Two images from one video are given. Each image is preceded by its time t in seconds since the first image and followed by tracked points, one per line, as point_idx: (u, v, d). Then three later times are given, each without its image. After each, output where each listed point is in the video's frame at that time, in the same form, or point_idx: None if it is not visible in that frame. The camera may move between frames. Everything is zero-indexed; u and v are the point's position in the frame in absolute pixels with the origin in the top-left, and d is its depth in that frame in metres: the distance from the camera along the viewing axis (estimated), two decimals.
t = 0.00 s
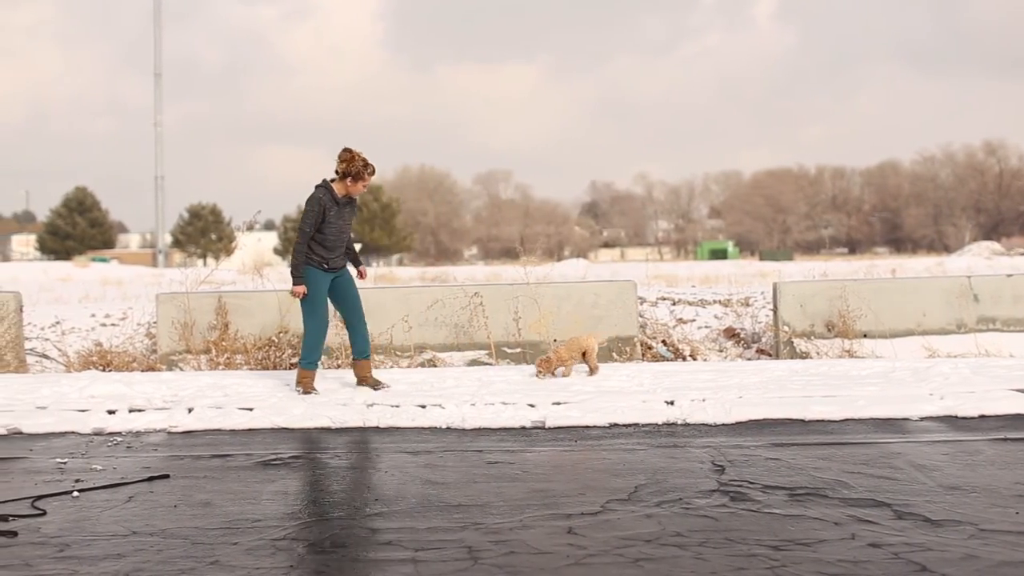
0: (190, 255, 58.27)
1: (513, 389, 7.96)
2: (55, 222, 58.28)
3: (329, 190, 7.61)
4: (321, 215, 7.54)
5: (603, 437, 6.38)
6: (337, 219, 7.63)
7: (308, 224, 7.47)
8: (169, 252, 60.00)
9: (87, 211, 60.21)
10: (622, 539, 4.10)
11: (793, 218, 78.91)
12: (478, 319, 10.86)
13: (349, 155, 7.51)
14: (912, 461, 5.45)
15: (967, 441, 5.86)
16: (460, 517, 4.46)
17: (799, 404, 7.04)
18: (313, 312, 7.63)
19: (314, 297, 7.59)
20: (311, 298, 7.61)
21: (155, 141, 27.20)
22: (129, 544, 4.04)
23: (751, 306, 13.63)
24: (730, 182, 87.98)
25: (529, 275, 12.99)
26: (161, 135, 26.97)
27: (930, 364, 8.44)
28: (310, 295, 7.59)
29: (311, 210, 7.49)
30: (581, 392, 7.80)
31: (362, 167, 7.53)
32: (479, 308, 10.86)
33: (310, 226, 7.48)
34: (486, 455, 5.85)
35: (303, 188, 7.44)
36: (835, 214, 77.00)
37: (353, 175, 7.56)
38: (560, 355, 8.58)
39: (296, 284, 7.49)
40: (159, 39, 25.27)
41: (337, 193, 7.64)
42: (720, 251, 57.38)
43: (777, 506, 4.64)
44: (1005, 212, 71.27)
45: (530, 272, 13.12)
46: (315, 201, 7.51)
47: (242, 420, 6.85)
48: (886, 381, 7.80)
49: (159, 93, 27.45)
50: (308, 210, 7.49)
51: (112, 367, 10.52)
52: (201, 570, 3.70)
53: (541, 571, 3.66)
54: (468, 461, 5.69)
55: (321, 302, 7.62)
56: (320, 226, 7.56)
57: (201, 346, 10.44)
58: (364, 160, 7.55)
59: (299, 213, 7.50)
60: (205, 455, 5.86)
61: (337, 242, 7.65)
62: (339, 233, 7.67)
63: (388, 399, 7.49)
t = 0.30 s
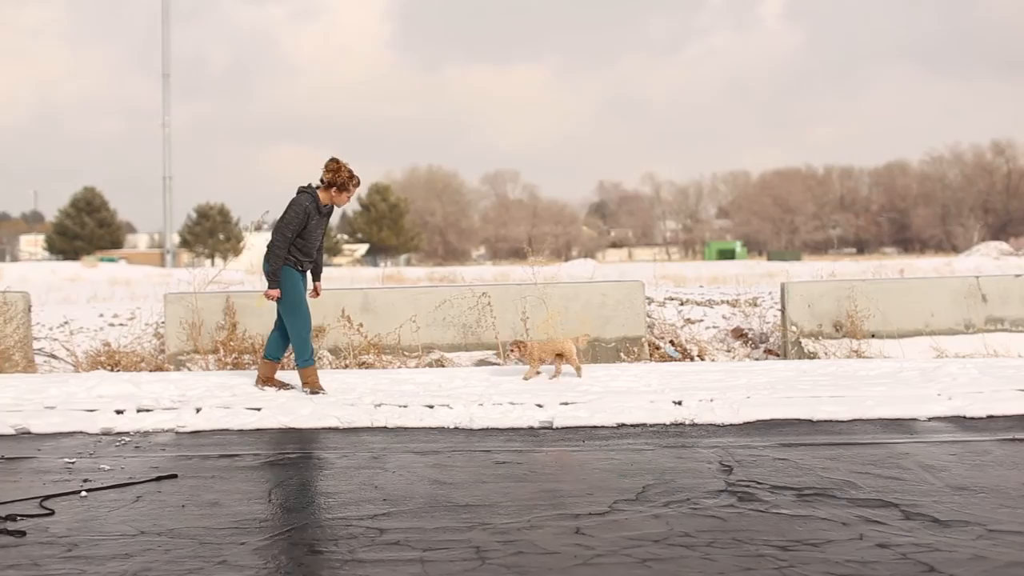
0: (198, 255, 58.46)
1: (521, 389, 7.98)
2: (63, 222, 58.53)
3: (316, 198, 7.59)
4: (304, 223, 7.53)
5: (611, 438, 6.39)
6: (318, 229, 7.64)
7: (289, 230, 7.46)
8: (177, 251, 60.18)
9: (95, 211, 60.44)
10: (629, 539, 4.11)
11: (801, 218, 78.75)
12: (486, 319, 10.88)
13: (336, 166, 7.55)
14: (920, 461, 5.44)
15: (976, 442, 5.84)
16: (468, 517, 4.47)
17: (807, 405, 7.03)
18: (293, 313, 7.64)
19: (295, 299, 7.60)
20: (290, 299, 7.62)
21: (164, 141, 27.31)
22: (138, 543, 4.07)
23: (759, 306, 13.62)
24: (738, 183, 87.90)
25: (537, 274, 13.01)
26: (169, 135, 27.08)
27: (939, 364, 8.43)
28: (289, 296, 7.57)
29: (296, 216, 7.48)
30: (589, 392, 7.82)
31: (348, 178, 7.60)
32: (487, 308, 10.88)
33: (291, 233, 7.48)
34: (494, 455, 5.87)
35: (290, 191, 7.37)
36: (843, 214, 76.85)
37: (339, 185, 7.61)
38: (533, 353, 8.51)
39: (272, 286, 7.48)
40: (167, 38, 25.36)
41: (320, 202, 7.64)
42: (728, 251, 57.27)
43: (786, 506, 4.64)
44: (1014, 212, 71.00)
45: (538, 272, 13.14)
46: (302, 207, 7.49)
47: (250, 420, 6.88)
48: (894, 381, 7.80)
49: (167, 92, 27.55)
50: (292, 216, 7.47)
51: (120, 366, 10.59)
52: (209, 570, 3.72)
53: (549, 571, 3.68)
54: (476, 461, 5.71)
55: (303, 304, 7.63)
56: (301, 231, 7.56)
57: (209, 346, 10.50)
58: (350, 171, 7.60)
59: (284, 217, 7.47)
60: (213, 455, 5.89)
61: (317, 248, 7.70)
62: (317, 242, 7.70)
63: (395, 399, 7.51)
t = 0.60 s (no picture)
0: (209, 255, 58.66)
1: (533, 389, 8.00)
2: (75, 222, 58.82)
3: (310, 207, 7.67)
4: (294, 229, 7.59)
5: (623, 437, 6.40)
6: (304, 236, 7.71)
7: (279, 231, 7.51)
8: (189, 251, 60.39)
9: (106, 211, 60.71)
10: (641, 539, 4.12)
11: (812, 218, 78.46)
12: (498, 319, 10.89)
13: (336, 181, 7.68)
14: (933, 462, 5.43)
15: (989, 442, 5.83)
16: (480, 517, 4.49)
17: (819, 405, 7.03)
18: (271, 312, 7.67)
19: (275, 298, 7.65)
20: (269, 298, 7.66)
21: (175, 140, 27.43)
22: (150, 543, 4.10)
23: (771, 306, 13.60)
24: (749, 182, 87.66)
25: (548, 274, 13.02)
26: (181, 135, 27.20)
27: (952, 364, 8.41)
28: (271, 294, 7.63)
29: (289, 220, 7.53)
30: (600, 392, 7.84)
31: (344, 196, 7.73)
32: (498, 308, 10.90)
33: (279, 234, 7.52)
34: (505, 455, 5.89)
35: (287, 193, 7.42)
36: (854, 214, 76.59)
37: (335, 201, 7.72)
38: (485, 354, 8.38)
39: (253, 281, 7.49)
40: (178, 38, 25.47)
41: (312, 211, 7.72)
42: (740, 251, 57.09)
43: (797, 507, 4.65)
44: None
45: (549, 272, 13.15)
46: (297, 211, 7.55)
47: (262, 420, 6.92)
48: (907, 381, 7.78)
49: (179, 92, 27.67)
50: (285, 219, 7.52)
51: (132, 366, 10.66)
52: (222, 569, 3.75)
53: (560, 571, 3.70)
54: (487, 461, 5.73)
55: (284, 304, 7.72)
56: (288, 235, 7.61)
57: (221, 346, 10.54)
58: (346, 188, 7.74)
59: (276, 217, 7.50)
60: (225, 455, 5.93)
61: (298, 252, 7.80)
62: (300, 248, 7.77)
63: (407, 399, 7.54)
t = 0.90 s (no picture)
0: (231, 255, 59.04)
1: (555, 389, 8.04)
2: (99, 222, 59.40)
3: (323, 220, 7.75)
4: (304, 239, 7.67)
5: (644, 438, 6.42)
6: (310, 246, 7.79)
7: (289, 239, 7.57)
8: (210, 250, 60.75)
9: (129, 211, 61.26)
10: (662, 540, 4.14)
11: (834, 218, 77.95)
12: (519, 319, 10.92)
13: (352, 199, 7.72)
14: (956, 463, 5.41)
15: (1013, 443, 5.80)
16: (501, 517, 4.53)
17: (841, 406, 7.01)
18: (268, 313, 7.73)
19: (273, 299, 7.72)
20: (268, 298, 7.72)
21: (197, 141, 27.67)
22: (172, 542, 4.17)
23: (793, 306, 13.56)
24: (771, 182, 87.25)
25: (570, 275, 13.05)
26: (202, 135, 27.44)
27: (976, 364, 8.37)
28: (270, 297, 7.68)
29: (300, 230, 7.60)
30: (622, 392, 7.86)
31: (356, 213, 7.78)
32: (519, 308, 10.92)
33: (288, 242, 7.58)
34: (527, 455, 5.93)
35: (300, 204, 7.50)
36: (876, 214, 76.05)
37: (346, 216, 7.76)
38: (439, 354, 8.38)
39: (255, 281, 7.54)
40: (199, 40, 25.70)
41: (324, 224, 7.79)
42: (761, 252, 56.77)
43: (819, 507, 4.65)
44: None
45: (570, 272, 13.18)
46: (309, 223, 7.63)
47: (283, 420, 6.99)
48: (930, 382, 7.75)
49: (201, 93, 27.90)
50: (297, 228, 7.58)
51: (154, 366, 10.79)
52: (244, 569, 3.81)
53: (582, 571, 3.73)
54: (509, 461, 5.77)
55: (281, 307, 7.79)
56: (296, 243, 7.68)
57: (243, 346, 10.64)
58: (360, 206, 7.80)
59: (289, 225, 7.56)
60: (246, 455, 6.00)
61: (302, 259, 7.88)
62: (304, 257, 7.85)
63: (429, 399, 7.59)
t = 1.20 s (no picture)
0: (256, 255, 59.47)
1: (580, 389, 8.08)
2: (125, 222, 60.06)
3: (346, 231, 7.83)
4: (326, 247, 7.74)
5: (670, 438, 6.45)
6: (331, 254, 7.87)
7: (311, 245, 7.65)
8: (235, 251, 61.24)
9: (155, 211, 61.89)
10: (687, 540, 4.17)
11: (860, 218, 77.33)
12: (545, 319, 10.96)
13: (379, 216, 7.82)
14: (982, 464, 5.39)
15: None
16: (527, 517, 4.58)
17: (867, 406, 7.00)
18: (289, 313, 7.85)
19: (293, 300, 7.83)
20: (288, 299, 7.83)
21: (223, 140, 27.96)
22: (199, 542, 4.25)
23: (818, 306, 13.52)
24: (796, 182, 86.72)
25: (595, 275, 13.08)
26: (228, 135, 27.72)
27: (1004, 364, 8.33)
28: (291, 298, 7.80)
29: (323, 238, 7.68)
30: (648, 392, 7.89)
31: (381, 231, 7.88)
32: (545, 309, 10.96)
33: (310, 248, 7.66)
34: (552, 455, 5.98)
35: (327, 212, 7.59)
36: (903, 214, 75.41)
37: (370, 232, 7.86)
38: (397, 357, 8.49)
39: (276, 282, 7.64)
40: (225, 40, 25.97)
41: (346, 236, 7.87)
42: (786, 252, 56.33)
43: (845, 508, 4.66)
44: None
45: (595, 273, 13.22)
46: (332, 232, 7.70)
47: (309, 420, 7.08)
48: (957, 382, 7.71)
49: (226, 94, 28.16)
50: (319, 236, 7.66)
51: (180, 366, 10.95)
52: (270, 568, 3.88)
53: (607, 572, 3.77)
54: (534, 461, 5.82)
55: (302, 308, 7.91)
56: (318, 250, 7.76)
57: (268, 346, 10.77)
58: (386, 227, 7.92)
59: (312, 232, 7.66)
60: (272, 454, 6.09)
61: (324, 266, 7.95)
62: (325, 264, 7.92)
63: (454, 399, 7.66)
